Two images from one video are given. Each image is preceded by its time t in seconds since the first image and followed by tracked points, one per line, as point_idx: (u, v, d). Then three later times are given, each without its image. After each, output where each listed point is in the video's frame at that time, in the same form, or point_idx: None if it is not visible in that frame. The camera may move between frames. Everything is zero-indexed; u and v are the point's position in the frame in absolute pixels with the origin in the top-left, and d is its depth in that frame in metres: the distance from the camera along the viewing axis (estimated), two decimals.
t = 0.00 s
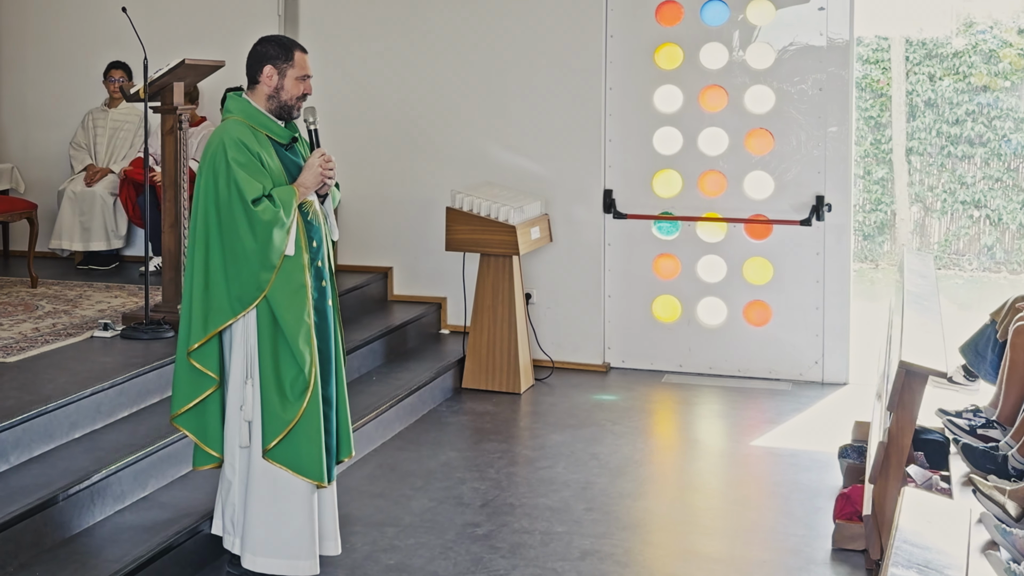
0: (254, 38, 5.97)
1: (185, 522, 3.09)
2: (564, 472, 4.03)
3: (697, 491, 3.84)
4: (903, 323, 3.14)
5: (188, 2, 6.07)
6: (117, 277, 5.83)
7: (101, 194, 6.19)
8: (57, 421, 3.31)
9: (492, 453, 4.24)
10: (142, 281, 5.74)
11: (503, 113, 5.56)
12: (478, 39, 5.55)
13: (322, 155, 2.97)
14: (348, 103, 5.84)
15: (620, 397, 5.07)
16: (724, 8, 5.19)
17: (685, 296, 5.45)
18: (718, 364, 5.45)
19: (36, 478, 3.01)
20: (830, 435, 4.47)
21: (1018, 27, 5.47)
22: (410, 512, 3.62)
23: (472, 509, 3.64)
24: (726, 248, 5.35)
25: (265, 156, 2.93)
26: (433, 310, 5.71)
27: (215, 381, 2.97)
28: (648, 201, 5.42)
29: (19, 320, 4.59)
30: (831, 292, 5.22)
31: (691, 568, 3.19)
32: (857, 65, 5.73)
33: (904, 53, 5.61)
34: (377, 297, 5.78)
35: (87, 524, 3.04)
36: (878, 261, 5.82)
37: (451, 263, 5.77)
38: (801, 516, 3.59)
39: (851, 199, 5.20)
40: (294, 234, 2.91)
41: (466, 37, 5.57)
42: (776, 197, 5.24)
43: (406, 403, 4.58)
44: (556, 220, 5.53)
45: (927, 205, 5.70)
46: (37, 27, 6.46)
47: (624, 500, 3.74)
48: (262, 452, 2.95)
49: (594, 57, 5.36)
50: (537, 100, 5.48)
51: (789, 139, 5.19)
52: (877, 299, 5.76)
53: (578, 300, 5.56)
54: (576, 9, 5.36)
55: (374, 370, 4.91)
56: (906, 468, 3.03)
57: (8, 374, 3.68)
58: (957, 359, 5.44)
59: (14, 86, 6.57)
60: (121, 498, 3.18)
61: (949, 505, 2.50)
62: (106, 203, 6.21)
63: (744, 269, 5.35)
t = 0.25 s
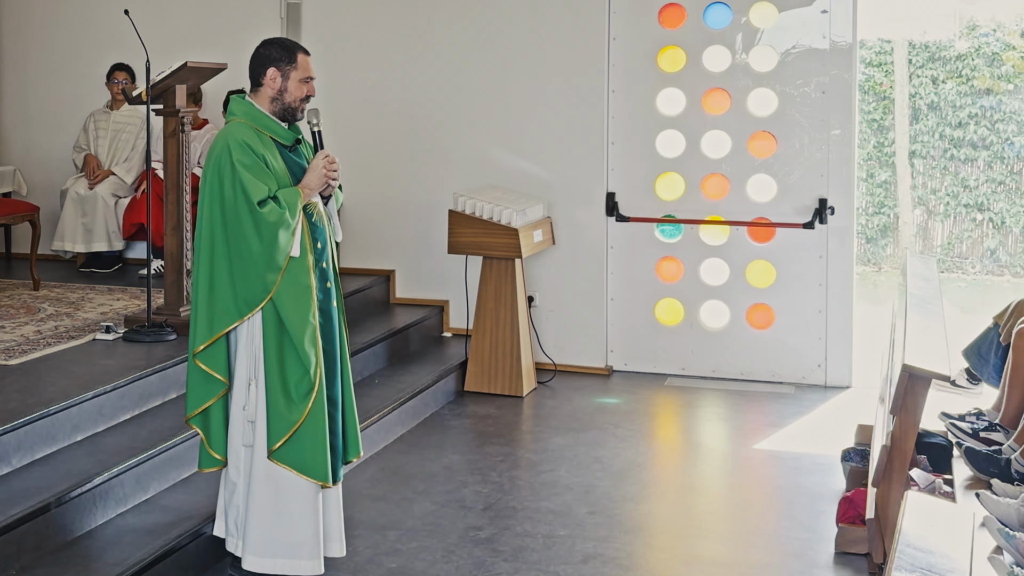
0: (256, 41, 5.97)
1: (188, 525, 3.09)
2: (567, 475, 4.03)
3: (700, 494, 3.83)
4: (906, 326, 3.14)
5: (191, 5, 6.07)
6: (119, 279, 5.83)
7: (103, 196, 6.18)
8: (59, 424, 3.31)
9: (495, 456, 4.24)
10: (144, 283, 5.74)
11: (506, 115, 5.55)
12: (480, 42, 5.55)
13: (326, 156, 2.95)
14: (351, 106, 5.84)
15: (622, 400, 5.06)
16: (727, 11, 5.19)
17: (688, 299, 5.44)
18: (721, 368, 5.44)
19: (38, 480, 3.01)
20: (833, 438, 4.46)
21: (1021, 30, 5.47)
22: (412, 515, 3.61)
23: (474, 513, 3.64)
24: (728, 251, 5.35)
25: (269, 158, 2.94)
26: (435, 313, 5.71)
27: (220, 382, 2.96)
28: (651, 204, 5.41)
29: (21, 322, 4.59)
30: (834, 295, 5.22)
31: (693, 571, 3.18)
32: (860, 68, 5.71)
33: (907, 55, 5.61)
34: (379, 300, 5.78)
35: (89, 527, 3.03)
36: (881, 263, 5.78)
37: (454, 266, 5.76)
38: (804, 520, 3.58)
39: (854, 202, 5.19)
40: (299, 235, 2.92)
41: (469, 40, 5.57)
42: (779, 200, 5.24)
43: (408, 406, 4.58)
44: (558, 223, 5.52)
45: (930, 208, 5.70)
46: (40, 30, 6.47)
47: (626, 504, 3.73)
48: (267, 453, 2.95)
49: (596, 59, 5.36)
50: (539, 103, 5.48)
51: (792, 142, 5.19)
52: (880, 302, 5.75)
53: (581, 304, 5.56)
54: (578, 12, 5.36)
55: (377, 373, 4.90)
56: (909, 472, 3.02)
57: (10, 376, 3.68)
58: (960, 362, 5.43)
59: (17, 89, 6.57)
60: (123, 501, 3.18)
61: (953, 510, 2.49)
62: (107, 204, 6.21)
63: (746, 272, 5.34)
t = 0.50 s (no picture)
0: (257, 42, 5.97)
1: (189, 525, 3.09)
2: (568, 476, 4.03)
3: (701, 495, 3.83)
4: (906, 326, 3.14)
5: (191, 6, 6.08)
6: (121, 280, 5.84)
7: (102, 198, 6.20)
8: (60, 426, 3.31)
9: (496, 457, 4.24)
10: (144, 284, 5.75)
11: (506, 116, 5.56)
12: (480, 43, 5.55)
13: (327, 155, 2.96)
14: (352, 106, 5.84)
15: (623, 401, 5.06)
16: (727, 12, 5.19)
17: (689, 300, 5.44)
18: (721, 368, 5.44)
19: (39, 482, 3.01)
20: (834, 439, 4.46)
21: (1021, 30, 5.46)
22: (413, 516, 3.62)
23: (475, 513, 3.64)
24: (729, 252, 5.35)
25: (272, 158, 2.94)
26: (436, 313, 5.71)
27: (223, 382, 2.96)
28: (652, 205, 5.42)
29: (22, 323, 4.59)
30: (834, 295, 5.22)
31: (694, 572, 3.18)
32: (861, 68, 5.73)
33: (907, 56, 5.61)
34: (380, 301, 5.78)
35: (90, 528, 3.03)
36: (881, 264, 5.79)
37: (455, 266, 5.77)
38: (805, 520, 3.59)
39: (854, 203, 5.19)
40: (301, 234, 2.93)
41: (470, 41, 5.57)
42: (779, 200, 5.24)
43: (410, 407, 4.58)
44: (559, 223, 5.52)
45: (930, 208, 5.70)
46: (40, 31, 6.48)
47: (627, 504, 3.73)
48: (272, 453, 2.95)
49: (597, 60, 5.36)
50: (540, 103, 5.48)
51: (792, 143, 5.19)
52: (880, 303, 5.75)
53: (582, 304, 5.56)
54: (579, 13, 5.36)
55: (378, 374, 4.91)
56: (910, 473, 3.02)
57: (11, 377, 3.68)
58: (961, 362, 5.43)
59: (18, 90, 6.58)
60: (124, 503, 3.18)
61: (954, 510, 2.49)
62: (107, 206, 6.21)
63: (746, 272, 5.34)
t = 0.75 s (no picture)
0: (256, 45, 5.98)
1: (189, 528, 3.09)
2: (567, 479, 4.03)
3: (701, 498, 3.83)
4: (906, 329, 3.15)
5: (191, 9, 6.08)
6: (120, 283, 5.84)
7: (103, 203, 6.19)
8: (60, 429, 3.31)
9: (496, 460, 4.24)
10: (144, 287, 5.75)
11: (506, 119, 5.56)
12: (480, 47, 5.56)
13: (327, 157, 2.96)
14: (351, 109, 5.85)
15: (623, 404, 5.07)
16: (727, 15, 5.20)
17: (688, 303, 5.45)
18: (721, 371, 5.44)
19: (39, 485, 3.01)
20: (834, 441, 4.47)
21: (1020, 33, 5.47)
22: (413, 519, 3.62)
23: (475, 516, 3.64)
24: (729, 255, 5.35)
25: (273, 160, 2.94)
26: (436, 316, 5.71)
27: (223, 384, 2.96)
28: (652, 208, 5.42)
29: (22, 327, 4.59)
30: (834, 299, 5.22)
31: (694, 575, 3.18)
32: (861, 72, 5.72)
33: (906, 59, 5.62)
34: (380, 304, 5.78)
35: (90, 531, 3.03)
36: (881, 266, 5.77)
37: (454, 269, 5.77)
38: (805, 523, 3.58)
39: (853, 206, 5.19)
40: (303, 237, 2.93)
41: (470, 44, 5.57)
42: (779, 203, 5.24)
43: (409, 410, 4.58)
44: (558, 226, 5.53)
45: (930, 211, 5.70)
46: (39, 34, 6.48)
47: (627, 508, 3.73)
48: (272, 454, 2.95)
49: (596, 63, 5.36)
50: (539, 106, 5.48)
51: (792, 146, 5.19)
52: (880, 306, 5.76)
53: (581, 307, 5.56)
54: (578, 16, 5.36)
55: (378, 377, 4.91)
56: (910, 475, 3.02)
57: (11, 381, 3.68)
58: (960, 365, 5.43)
59: (17, 93, 6.59)
60: (124, 506, 3.18)
61: (954, 513, 2.49)
62: (108, 210, 6.20)
63: (746, 276, 5.35)
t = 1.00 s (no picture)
0: (256, 48, 5.98)
1: (190, 531, 3.09)
2: (568, 482, 4.03)
3: (701, 501, 3.83)
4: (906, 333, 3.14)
5: (192, 11, 6.09)
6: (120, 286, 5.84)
7: (104, 206, 6.21)
8: (60, 432, 3.31)
9: (496, 463, 4.24)
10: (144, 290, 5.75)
11: (506, 123, 5.56)
12: (481, 50, 5.56)
13: (328, 161, 2.98)
14: (352, 112, 5.85)
15: (623, 407, 5.07)
16: (727, 18, 5.20)
17: (688, 306, 5.45)
18: (721, 375, 5.44)
19: (39, 488, 3.01)
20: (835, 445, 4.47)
21: (1020, 37, 5.47)
22: (414, 522, 3.61)
23: (476, 520, 3.64)
24: (729, 259, 5.35)
25: (275, 163, 2.95)
26: (436, 319, 5.71)
27: (222, 386, 2.96)
28: (652, 211, 5.42)
29: (22, 330, 4.60)
30: (834, 302, 5.22)
31: None
32: (861, 75, 5.71)
33: (906, 63, 5.63)
34: (380, 307, 5.78)
35: (90, 534, 3.03)
36: (881, 270, 5.79)
37: (455, 273, 5.77)
38: (806, 527, 3.58)
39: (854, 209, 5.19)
40: (304, 239, 2.93)
41: (470, 47, 5.58)
42: (779, 207, 5.24)
43: (410, 413, 4.58)
44: (559, 230, 5.53)
45: (930, 215, 5.70)
46: (40, 37, 6.49)
47: (628, 511, 3.73)
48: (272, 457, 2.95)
49: (596, 66, 5.37)
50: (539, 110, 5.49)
51: (792, 149, 5.20)
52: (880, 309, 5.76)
53: (582, 311, 5.56)
54: (578, 19, 5.37)
55: (378, 380, 4.91)
56: (909, 479, 3.02)
57: (12, 384, 3.68)
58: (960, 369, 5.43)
59: (18, 96, 6.59)
60: (125, 509, 3.18)
61: (954, 516, 2.50)
62: (109, 214, 6.22)
63: (746, 279, 5.35)
